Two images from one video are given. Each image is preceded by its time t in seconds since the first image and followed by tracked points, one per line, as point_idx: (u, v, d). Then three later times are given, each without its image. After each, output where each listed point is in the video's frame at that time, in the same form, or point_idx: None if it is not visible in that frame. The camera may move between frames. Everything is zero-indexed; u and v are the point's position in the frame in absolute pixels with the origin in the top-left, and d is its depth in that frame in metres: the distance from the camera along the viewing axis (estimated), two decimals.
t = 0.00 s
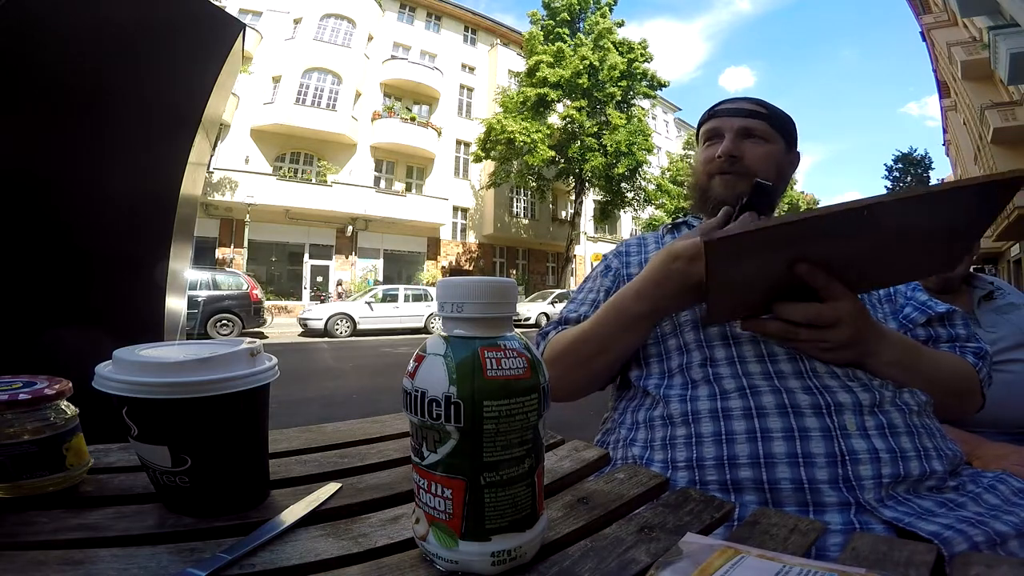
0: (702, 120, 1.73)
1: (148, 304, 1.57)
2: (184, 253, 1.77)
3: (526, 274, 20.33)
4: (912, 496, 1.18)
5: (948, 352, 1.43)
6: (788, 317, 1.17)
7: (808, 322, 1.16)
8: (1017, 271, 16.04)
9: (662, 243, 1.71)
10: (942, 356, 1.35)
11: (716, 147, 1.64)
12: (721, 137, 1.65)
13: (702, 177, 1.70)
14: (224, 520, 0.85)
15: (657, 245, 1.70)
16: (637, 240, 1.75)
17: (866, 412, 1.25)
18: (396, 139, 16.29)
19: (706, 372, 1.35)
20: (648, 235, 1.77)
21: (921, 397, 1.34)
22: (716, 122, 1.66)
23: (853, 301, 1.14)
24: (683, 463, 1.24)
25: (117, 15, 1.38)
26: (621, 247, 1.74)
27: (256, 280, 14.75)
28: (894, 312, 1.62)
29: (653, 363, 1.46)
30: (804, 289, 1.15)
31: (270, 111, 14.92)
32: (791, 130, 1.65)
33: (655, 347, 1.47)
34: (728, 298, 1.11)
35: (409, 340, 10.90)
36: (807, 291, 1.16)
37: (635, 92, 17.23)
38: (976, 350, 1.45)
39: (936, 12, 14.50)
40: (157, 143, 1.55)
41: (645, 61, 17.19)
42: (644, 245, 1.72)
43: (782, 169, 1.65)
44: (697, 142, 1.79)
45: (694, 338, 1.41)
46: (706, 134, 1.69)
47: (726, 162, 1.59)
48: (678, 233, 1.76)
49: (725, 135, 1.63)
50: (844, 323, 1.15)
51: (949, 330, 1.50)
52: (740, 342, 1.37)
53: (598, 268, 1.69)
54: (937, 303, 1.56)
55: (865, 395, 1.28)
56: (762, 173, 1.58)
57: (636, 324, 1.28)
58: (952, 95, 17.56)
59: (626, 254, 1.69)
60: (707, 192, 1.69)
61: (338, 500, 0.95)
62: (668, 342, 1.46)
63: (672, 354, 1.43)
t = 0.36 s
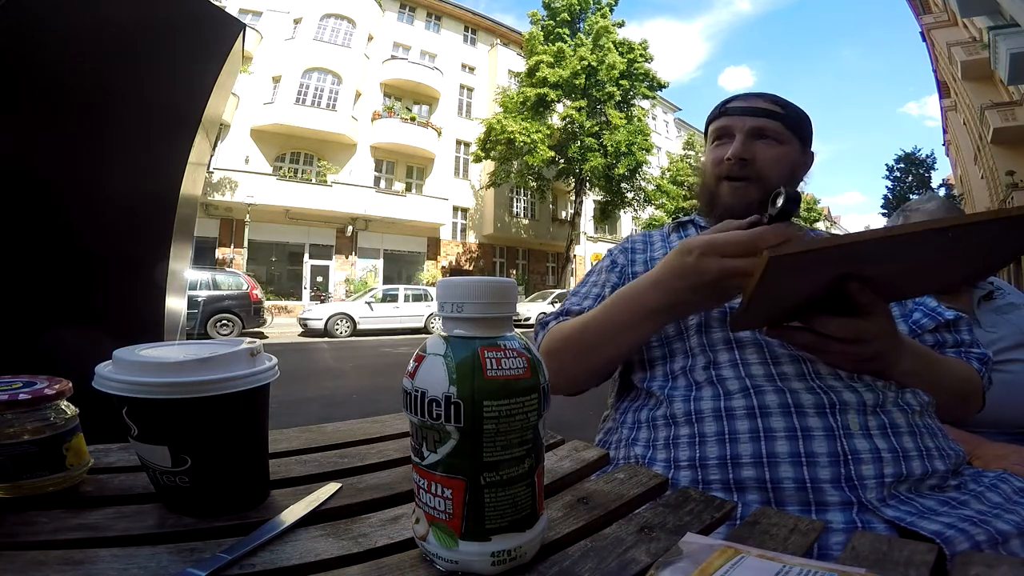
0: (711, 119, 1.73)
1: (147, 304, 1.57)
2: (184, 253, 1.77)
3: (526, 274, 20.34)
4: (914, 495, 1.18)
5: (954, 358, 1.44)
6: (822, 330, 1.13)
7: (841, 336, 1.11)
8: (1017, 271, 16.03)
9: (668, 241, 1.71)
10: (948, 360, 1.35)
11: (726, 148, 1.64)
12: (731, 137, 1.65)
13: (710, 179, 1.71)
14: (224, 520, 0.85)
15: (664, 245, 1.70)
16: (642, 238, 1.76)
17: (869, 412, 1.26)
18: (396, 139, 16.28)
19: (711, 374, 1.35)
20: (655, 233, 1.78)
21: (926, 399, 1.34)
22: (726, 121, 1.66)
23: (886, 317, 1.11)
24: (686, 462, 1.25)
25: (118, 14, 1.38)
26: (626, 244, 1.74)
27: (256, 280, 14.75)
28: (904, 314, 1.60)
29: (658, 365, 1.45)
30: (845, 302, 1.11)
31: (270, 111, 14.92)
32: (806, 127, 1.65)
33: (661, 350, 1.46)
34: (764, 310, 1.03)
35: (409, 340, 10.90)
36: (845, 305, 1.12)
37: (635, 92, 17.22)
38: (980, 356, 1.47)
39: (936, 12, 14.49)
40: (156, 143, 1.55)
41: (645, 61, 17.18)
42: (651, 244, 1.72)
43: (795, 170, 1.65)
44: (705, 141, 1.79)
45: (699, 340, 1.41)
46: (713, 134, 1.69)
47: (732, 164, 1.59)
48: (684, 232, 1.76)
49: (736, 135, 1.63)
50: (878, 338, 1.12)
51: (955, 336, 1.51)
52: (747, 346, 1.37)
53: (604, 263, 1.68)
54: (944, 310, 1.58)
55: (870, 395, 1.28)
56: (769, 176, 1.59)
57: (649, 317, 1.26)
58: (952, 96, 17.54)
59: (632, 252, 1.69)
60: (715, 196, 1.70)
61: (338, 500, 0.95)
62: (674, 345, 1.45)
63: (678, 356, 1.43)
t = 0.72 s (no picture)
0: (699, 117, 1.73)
1: (147, 304, 1.58)
2: (184, 253, 1.77)
3: (526, 274, 20.35)
4: (909, 495, 1.18)
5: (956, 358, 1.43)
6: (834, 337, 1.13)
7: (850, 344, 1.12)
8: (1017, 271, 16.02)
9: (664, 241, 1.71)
10: (952, 362, 1.35)
11: (714, 145, 1.65)
12: (716, 133, 1.65)
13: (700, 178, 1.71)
14: (224, 520, 0.85)
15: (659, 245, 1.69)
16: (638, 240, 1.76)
17: (866, 413, 1.25)
18: (396, 139, 16.28)
19: (706, 375, 1.35)
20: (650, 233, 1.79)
21: (920, 399, 1.36)
22: (712, 119, 1.65)
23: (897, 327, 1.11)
24: (682, 463, 1.24)
25: (118, 14, 1.38)
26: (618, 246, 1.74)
27: (256, 280, 14.75)
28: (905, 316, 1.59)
29: (654, 368, 1.45)
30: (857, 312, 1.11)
31: (270, 111, 14.92)
32: (795, 120, 1.65)
33: (657, 354, 1.45)
34: (766, 316, 1.01)
35: (409, 340, 10.90)
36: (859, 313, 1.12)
37: (635, 93, 17.23)
38: (982, 355, 1.47)
39: (936, 12, 14.48)
40: (156, 143, 1.55)
41: (645, 61, 17.18)
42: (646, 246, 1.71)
43: (787, 163, 1.66)
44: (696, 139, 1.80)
45: (694, 344, 1.41)
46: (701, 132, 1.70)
47: (719, 160, 1.60)
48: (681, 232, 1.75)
49: (723, 130, 1.63)
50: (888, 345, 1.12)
51: (957, 336, 1.52)
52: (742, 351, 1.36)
53: (594, 267, 1.68)
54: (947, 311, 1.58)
55: (866, 395, 1.28)
56: (760, 168, 1.58)
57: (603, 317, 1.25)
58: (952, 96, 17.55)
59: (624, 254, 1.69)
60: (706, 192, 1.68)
61: (339, 500, 0.95)
62: (670, 350, 1.44)
63: (673, 359, 1.42)
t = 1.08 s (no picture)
0: (796, 119, 1.61)
1: (148, 304, 1.58)
2: (184, 253, 1.77)
3: (526, 274, 20.35)
4: (910, 496, 1.18)
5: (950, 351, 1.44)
6: (840, 349, 1.16)
7: (856, 356, 1.16)
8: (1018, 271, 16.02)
9: (657, 243, 1.69)
10: (954, 359, 1.34)
11: (822, 156, 1.61)
12: (816, 143, 1.61)
13: (794, 179, 1.59)
14: (224, 520, 0.85)
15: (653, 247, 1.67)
16: (632, 243, 1.71)
17: (865, 415, 1.26)
18: (396, 139, 16.29)
19: (704, 377, 1.35)
20: (644, 233, 1.76)
21: (923, 398, 1.37)
22: (818, 131, 1.62)
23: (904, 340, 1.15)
24: (681, 465, 1.25)
25: (116, 15, 1.38)
26: (614, 250, 1.69)
27: (256, 281, 14.76)
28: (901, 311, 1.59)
29: (652, 369, 1.44)
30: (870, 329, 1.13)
31: (270, 111, 14.92)
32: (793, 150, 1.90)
33: (655, 356, 1.45)
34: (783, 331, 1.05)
35: (409, 340, 10.91)
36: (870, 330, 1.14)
37: (635, 93, 17.23)
38: (974, 349, 1.47)
39: (936, 12, 14.50)
40: (156, 145, 1.55)
41: (645, 61, 17.18)
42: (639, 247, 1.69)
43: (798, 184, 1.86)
44: (766, 130, 1.62)
45: (692, 345, 1.40)
46: (806, 136, 1.59)
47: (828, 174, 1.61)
48: (673, 234, 1.71)
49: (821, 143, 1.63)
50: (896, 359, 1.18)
51: (951, 331, 1.52)
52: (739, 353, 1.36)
53: (586, 271, 1.64)
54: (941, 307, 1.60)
55: (864, 396, 1.28)
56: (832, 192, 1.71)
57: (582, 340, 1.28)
58: (952, 96, 17.54)
59: (618, 258, 1.65)
60: (803, 198, 1.61)
61: (339, 500, 0.95)
62: (668, 351, 1.43)
63: (671, 361, 1.42)
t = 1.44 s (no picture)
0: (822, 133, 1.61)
1: (150, 305, 1.57)
2: (185, 254, 1.77)
3: (526, 274, 20.37)
4: (919, 496, 1.19)
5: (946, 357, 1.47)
6: (842, 355, 1.19)
7: (858, 363, 1.19)
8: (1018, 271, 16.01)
9: (674, 237, 1.59)
10: (951, 367, 1.38)
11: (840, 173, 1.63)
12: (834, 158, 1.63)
13: (816, 190, 1.59)
14: (224, 519, 0.85)
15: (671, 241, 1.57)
16: (648, 237, 1.58)
17: (874, 414, 1.25)
18: (396, 139, 16.29)
19: (717, 374, 1.31)
20: (658, 229, 1.66)
21: (929, 401, 1.37)
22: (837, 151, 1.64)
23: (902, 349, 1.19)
24: (691, 463, 1.24)
25: (115, 15, 1.39)
26: (630, 240, 1.56)
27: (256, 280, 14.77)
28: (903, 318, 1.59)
29: (662, 365, 1.39)
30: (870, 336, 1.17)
31: (270, 111, 14.94)
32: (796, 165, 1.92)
33: (666, 350, 1.40)
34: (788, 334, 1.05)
35: (409, 340, 10.90)
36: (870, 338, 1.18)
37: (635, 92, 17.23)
38: (971, 359, 1.50)
39: (935, 12, 14.50)
40: (156, 145, 1.54)
41: (645, 61, 17.18)
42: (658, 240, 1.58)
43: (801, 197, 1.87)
44: (798, 140, 1.59)
45: (705, 339, 1.35)
46: (831, 152, 1.60)
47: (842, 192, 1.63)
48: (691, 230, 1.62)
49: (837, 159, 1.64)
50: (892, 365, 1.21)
51: (948, 339, 1.54)
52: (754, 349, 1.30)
53: (603, 262, 1.50)
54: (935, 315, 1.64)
55: (873, 397, 1.27)
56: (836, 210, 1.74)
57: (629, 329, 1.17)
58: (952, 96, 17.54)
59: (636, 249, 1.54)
60: (819, 208, 1.62)
61: (338, 500, 0.95)
62: (681, 346, 1.38)
63: (683, 356, 1.37)
